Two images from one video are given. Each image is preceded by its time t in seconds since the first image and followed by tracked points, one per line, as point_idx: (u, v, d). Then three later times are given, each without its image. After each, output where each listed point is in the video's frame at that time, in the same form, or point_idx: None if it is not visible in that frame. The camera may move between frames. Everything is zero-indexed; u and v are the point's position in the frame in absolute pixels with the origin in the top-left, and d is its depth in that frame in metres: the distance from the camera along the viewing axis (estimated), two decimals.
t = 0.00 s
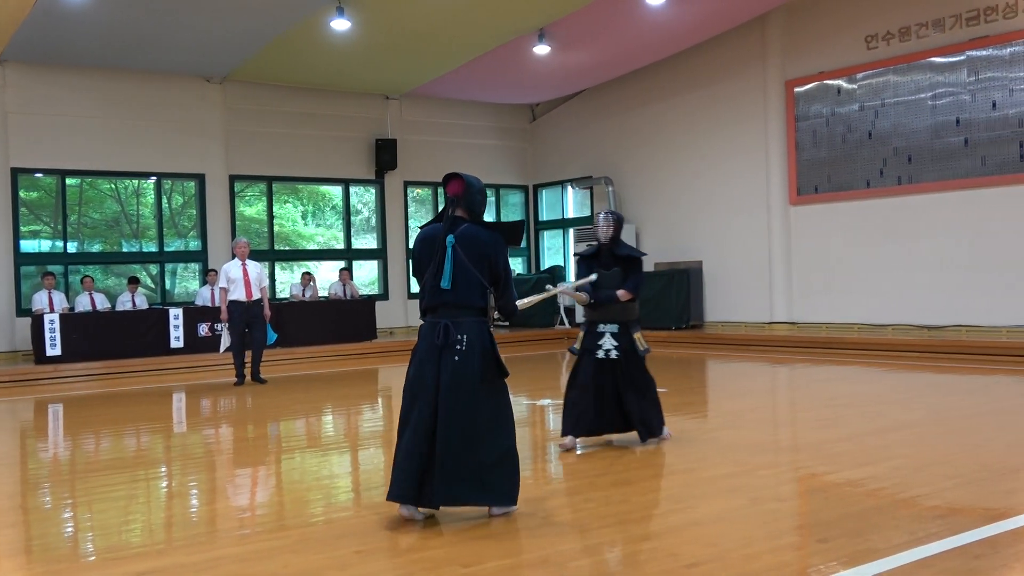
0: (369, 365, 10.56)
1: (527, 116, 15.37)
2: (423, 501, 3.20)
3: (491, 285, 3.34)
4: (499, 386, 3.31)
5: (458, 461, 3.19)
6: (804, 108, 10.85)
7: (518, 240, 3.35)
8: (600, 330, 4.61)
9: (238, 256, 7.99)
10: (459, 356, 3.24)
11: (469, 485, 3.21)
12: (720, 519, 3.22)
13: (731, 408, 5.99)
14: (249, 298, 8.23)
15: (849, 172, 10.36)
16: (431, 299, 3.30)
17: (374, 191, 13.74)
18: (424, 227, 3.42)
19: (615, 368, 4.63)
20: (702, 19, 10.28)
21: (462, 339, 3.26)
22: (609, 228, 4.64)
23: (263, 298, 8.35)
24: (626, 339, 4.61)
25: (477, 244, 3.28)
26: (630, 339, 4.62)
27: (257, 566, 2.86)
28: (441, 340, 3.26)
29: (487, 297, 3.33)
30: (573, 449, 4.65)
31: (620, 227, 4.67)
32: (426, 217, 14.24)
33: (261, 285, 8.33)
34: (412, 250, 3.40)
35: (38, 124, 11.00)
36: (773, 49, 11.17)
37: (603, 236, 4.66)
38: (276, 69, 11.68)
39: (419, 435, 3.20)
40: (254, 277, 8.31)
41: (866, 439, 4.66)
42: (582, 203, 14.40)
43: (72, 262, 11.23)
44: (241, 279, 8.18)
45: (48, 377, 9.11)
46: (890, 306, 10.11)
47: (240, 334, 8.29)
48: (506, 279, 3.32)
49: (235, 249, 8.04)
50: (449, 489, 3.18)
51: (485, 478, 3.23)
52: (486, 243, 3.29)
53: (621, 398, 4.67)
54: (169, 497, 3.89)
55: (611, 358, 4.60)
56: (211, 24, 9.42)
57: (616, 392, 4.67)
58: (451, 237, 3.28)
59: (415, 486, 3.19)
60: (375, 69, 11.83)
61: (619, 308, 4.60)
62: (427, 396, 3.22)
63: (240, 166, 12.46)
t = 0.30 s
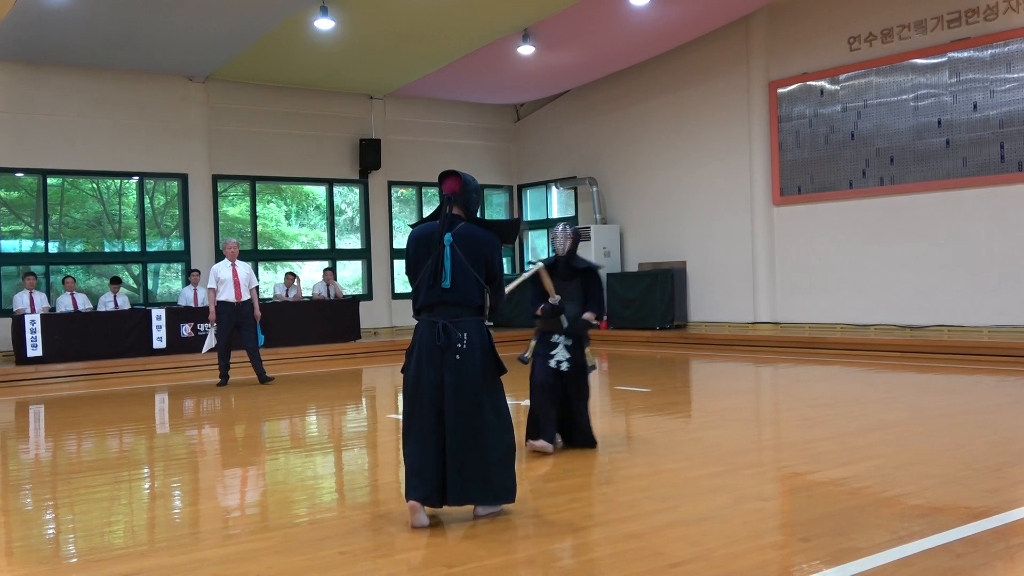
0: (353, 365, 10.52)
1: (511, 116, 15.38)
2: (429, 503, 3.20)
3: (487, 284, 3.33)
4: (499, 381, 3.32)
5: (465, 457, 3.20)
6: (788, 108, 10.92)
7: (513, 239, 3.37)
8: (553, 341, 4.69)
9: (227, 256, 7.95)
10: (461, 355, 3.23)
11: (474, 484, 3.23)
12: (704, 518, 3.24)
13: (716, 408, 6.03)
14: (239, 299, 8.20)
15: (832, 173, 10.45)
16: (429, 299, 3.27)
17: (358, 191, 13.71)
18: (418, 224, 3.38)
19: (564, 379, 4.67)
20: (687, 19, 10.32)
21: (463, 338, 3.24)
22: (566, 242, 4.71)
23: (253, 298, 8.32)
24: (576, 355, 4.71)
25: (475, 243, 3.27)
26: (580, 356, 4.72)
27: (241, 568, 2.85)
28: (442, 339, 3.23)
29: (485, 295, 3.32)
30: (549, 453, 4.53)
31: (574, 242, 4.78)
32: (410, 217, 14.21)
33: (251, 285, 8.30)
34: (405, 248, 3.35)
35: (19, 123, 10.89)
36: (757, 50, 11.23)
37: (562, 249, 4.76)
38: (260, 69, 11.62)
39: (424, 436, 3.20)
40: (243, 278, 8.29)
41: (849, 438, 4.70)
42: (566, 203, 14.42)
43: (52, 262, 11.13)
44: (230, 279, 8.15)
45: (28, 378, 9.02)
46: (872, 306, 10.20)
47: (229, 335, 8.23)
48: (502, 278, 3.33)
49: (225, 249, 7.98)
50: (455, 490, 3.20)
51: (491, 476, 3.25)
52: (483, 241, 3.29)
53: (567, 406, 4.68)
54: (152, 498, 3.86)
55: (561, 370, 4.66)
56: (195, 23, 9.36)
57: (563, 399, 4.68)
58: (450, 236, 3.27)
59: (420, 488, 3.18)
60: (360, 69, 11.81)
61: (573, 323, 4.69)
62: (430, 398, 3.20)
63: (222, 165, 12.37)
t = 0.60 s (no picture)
0: (353, 364, 10.52)
1: (511, 115, 15.37)
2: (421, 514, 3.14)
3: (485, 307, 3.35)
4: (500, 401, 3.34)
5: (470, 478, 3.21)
6: (787, 107, 10.91)
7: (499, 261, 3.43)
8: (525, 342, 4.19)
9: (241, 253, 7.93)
10: (473, 377, 3.20)
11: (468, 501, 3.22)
12: (704, 517, 3.24)
13: (715, 406, 6.02)
14: (252, 297, 8.18)
15: (831, 171, 10.44)
16: (437, 326, 3.18)
17: (357, 190, 13.70)
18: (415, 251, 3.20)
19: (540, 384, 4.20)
20: (686, 18, 10.32)
21: (473, 361, 3.22)
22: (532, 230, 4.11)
23: (266, 296, 8.28)
24: (552, 354, 4.20)
25: (478, 269, 3.28)
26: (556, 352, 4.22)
27: (241, 567, 2.85)
28: (451, 362, 3.18)
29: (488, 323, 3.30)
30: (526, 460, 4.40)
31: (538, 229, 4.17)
32: (409, 216, 14.21)
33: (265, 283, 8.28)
34: (404, 276, 3.16)
35: (18, 122, 10.88)
36: (756, 48, 11.23)
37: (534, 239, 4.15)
38: (259, 67, 11.62)
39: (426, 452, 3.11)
40: (257, 275, 8.26)
41: (850, 437, 4.70)
42: (566, 202, 14.42)
43: (52, 261, 11.12)
44: (243, 277, 8.13)
45: (28, 377, 9.03)
46: (871, 304, 10.21)
47: (242, 333, 8.21)
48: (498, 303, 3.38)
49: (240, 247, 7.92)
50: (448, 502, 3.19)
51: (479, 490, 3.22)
52: (484, 267, 3.31)
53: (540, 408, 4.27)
54: (151, 497, 3.86)
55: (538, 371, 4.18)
56: (194, 22, 9.36)
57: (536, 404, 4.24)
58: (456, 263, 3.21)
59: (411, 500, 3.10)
60: (359, 67, 11.80)
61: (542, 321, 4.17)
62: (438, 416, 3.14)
63: (222, 164, 12.36)
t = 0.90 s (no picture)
0: (353, 364, 10.52)
1: (511, 115, 15.38)
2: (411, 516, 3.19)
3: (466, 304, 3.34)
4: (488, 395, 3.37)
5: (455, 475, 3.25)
6: (787, 108, 10.91)
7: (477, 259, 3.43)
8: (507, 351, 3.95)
9: (250, 252, 7.91)
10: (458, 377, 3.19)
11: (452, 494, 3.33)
12: (704, 518, 3.24)
13: (715, 407, 6.03)
14: (259, 297, 8.15)
15: (831, 172, 10.44)
16: (423, 321, 3.17)
17: (357, 190, 13.71)
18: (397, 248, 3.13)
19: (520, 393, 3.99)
20: (686, 18, 10.31)
21: (457, 361, 3.20)
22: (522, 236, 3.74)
23: (275, 296, 8.24)
24: (532, 361, 4.00)
25: (460, 265, 3.28)
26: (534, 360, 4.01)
27: (240, 567, 2.85)
28: (437, 364, 3.15)
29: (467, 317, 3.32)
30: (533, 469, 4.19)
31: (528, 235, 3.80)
32: (409, 215, 14.21)
33: (272, 283, 8.24)
34: (387, 275, 3.07)
35: (18, 123, 10.88)
36: (756, 49, 11.23)
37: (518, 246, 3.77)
38: (259, 68, 11.62)
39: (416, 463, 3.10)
40: (265, 276, 8.23)
41: (850, 438, 4.70)
42: (566, 202, 14.47)
43: (52, 261, 11.13)
44: (251, 277, 8.13)
45: (28, 378, 9.03)
46: (871, 305, 10.21)
47: (248, 333, 8.19)
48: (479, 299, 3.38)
49: (250, 246, 7.92)
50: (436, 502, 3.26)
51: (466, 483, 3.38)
52: (465, 263, 3.31)
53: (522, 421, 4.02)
54: (151, 498, 3.86)
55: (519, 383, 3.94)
56: (195, 23, 9.37)
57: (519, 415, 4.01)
58: (440, 258, 3.19)
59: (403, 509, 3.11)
60: (359, 68, 11.80)
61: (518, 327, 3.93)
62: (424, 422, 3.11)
63: (222, 165, 12.36)
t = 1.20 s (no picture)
0: (352, 364, 10.51)
1: (511, 115, 15.38)
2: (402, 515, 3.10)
3: (456, 292, 3.23)
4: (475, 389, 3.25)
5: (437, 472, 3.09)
6: (787, 108, 10.90)
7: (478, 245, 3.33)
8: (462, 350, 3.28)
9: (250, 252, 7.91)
10: (438, 367, 3.13)
11: (446, 497, 3.17)
12: (704, 518, 3.24)
13: (715, 407, 6.03)
14: (259, 296, 8.13)
15: (832, 172, 10.44)
16: (399, 309, 3.16)
17: (358, 190, 13.72)
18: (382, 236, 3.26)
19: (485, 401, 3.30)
20: (686, 18, 10.30)
21: (436, 350, 3.14)
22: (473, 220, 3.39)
23: (276, 296, 8.21)
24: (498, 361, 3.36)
25: (443, 250, 3.17)
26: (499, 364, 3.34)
27: (240, 567, 2.85)
28: (413, 352, 3.10)
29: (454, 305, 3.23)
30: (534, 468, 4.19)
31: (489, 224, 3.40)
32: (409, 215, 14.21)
33: (273, 282, 8.22)
34: (371, 263, 3.22)
35: (18, 123, 10.88)
36: (756, 49, 11.22)
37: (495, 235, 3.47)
38: (259, 68, 11.63)
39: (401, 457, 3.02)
40: (266, 275, 8.21)
41: (850, 438, 4.70)
42: (566, 202, 14.47)
43: (52, 261, 11.13)
44: (251, 276, 8.11)
45: (28, 377, 9.04)
46: (871, 305, 10.20)
47: (248, 333, 8.18)
48: (470, 287, 3.22)
49: (250, 245, 7.92)
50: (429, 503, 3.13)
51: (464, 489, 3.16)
52: (452, 249, 3.19)
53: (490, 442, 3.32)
54: (151, 498, 3.86)
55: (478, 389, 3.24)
56: (196, 23, 9.38)
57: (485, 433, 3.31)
58: (418, 245, 3.15)
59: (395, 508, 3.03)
60: (358, 67, 11.80)
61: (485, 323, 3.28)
62: (403, 414, 3.03)
63: (222, 165, 12.37)
